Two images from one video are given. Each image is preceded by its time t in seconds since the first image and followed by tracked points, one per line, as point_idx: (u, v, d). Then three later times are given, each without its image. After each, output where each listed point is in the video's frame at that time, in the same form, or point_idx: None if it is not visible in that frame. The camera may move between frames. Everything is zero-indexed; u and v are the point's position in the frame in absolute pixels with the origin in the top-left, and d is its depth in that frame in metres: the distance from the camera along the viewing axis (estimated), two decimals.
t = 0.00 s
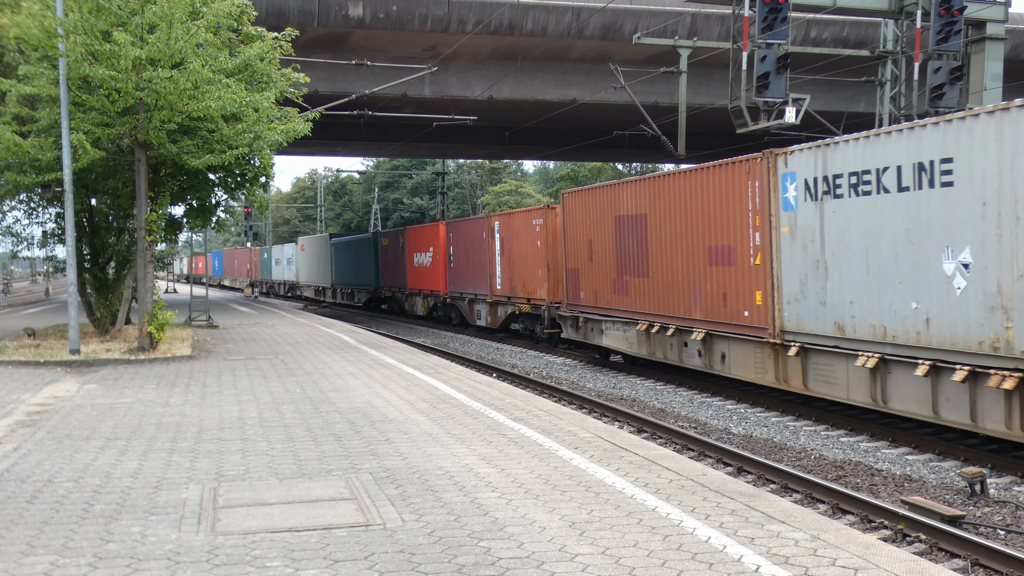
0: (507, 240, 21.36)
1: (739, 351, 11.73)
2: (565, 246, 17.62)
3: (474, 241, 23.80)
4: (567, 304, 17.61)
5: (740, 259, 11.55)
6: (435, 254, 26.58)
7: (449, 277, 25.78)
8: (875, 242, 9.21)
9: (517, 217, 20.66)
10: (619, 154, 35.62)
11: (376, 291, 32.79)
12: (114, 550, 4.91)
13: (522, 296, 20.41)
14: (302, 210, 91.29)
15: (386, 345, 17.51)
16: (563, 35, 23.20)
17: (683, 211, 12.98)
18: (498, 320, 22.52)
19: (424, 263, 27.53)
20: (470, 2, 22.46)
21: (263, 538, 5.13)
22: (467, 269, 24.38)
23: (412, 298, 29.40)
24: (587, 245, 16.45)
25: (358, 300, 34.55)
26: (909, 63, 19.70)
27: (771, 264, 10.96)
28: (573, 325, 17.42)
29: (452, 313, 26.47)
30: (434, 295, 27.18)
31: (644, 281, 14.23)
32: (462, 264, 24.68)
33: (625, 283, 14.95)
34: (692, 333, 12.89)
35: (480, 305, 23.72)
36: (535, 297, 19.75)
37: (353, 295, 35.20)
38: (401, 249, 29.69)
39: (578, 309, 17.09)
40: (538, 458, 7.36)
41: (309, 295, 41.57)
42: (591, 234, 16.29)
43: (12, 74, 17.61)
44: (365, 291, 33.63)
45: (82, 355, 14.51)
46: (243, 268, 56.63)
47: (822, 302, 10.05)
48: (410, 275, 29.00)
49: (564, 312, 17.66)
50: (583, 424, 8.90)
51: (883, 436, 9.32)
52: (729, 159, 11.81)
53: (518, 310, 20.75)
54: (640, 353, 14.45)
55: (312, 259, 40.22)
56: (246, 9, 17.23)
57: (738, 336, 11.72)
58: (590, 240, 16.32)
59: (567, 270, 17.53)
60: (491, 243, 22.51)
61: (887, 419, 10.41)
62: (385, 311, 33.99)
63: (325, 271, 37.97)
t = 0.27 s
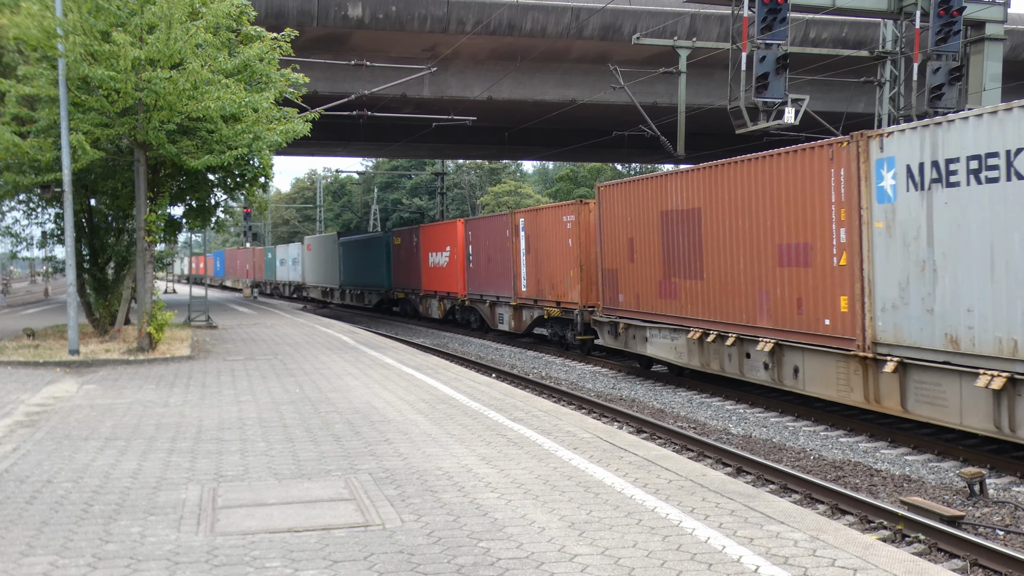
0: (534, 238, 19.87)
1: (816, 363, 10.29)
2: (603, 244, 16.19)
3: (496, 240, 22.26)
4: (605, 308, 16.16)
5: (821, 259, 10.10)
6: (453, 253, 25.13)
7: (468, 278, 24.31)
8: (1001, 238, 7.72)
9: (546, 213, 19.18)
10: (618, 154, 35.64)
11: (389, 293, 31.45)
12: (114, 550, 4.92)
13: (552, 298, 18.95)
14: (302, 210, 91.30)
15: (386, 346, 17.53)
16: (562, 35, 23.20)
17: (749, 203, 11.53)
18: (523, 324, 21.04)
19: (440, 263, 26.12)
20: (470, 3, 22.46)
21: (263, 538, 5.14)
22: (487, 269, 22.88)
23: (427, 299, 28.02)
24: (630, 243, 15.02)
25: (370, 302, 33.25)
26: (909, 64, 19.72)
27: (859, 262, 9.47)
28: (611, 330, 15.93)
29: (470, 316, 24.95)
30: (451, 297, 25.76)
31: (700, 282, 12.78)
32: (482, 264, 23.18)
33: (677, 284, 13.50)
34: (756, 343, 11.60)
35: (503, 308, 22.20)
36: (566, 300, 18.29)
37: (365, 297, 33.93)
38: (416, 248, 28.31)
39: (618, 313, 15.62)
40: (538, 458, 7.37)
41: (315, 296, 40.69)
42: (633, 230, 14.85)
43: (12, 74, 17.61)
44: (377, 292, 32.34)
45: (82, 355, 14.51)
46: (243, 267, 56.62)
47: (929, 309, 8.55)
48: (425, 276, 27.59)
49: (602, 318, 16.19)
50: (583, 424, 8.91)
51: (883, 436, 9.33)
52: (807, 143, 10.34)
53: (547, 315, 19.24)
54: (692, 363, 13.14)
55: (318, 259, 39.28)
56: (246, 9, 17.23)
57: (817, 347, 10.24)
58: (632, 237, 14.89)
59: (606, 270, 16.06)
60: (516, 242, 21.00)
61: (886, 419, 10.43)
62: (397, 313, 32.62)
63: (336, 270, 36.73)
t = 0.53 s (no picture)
0: (565, 236, 18.30)
1: (918, 382, 8.76)
2: (646, 243, 14.67)
3: (521, 238, 20.64)
4: (649, 313, 14.64)
5: (928, 259, 8.58)
6: (474, 253, 23.60)
7: (490, 279, 22.73)
8: None
9: (579, 209, 17.61)
10: (618, 154, 35.64)
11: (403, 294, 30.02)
12: (114, 550, 4.92)
13: (585, 301, 17.39)
14: (302, 210, 91.30)
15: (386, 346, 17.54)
16: (562, 35, 23.20)
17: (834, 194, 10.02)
18: (551, 329, 19.46)
19: (460, 262, 24.63)
20: (470, 3, 22.45)
21: (263, 538, 5.14)
22: (512, 270, 21.30)
23: (445, 301, 26.54)
24: (679, 241, 13.50)
25: (383, 303, 31.84)
26: (909, 64, 19.73)
27: (982, 264, 7.88)
28: (657, 338, 14.34)
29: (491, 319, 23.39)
30: (472, 299, 24.22)
31: (770, 285, 11.27)
32: (506, 264, 21.60)
33: (739, 287, 11.99)
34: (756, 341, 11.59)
35: (529, 312, 20.59)
36: (601, 304, 16.75)
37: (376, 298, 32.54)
38: (433, 247, 26.85)
39: (665, 319, 14.08)
40: (538, 458, 7.37)
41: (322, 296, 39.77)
42: (684, 227, 13.33)
43: (12, 74, 17.62)
44: (390, 293, 30.92)
45: (82, 355, 14.51)
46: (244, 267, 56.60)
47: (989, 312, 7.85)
48: (443, 277, 26.09)
49: (646, 324, 14.59)
50: (583, 423, 8.91)
51: (883, 436, 9.33)
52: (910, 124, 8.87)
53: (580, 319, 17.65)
54: (756, 377, 11.59)
55: (326, 258, 38.32)
56: (246, 9, 17.23)
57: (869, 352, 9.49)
58: (683, 235, 13.36)
59: (650, 270, 14.54)
60: (544, 241, 19.37)
61: (885, 419, 10.43)
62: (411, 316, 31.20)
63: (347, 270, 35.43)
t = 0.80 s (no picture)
0: (603, 233, 16.47)
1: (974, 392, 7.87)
2: (700, 239, 12.87)
3: (551, 235, 18.79)
4: (704, 319, 12.82)
5: None
6: (497, 251, 21.88)
7: (515, 279, 20.87)
8: None
9: (621, 202, 15.75)
10: (619, 154, 35.63)
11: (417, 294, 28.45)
12: (114, 550, 4.91)
13: (626, 304, 15.55)
14: (302, 210, 91.30)
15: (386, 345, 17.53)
16: (563, 35, 23.20)
17: (942, 178, 8.19)
18: (586, 334, 17.58)
19: (482, 262, 22.89)
20: (470, 2, 22.45)
21: (263, 538, 5.13)
22: (539, 270, 19.43)
23: (464, 302, 24.84)
24: (742, 238, 11.67)
25: (397, 304, 30.30)
26: (909, 63, 19.71)
27: None
28: (717, 347, 12.38)
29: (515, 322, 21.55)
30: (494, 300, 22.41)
31: (860, 289, 9.37)
32: (532, 264, 19.79)
33: (819, 290, 10.09)
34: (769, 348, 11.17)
35: (559, 315, 18.71)
36: (645, 309, 14.88)
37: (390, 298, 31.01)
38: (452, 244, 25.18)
39: (725, 326, 12.21)
40: (539, 458, 7.36)
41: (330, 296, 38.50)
42: (749, 221, 11.48)
43: (12, 74, 17.62)
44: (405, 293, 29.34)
45: (82, 355, 14.50)
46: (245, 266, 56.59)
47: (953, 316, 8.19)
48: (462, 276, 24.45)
49: (703, 332, 12.71)
50: (583, 423, 8.90)
51: (883, 436, 9.32)
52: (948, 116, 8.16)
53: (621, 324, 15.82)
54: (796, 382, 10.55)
55: (334, 257, 37.09)
56: (246, 9, 17.23)
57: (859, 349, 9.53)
58: (748, 231, 11.51)
59: (704, 272, 12.74)
60: (579, 238, 17.55)
61: (886, 418, 10.42)
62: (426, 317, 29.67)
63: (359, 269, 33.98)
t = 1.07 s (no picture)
0: (647, 230, 14.90)
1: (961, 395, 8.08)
2: (766, 236, 11.23)
3: (585, 234, 17.21)
4: (771, 327, 11.16)
5: None
6: (523, 250, 20.36)
7: (544, 281, 19.32)
8: None
9: (671, 194, 14.15)
10: (618, 154, 35.64)
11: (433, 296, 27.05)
12: (114, 550, 4.91)
13: (676, 310, 14.10)
14: (302, 210, 91.32)
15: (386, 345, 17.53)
16: (562, 35, 23.20)
17: None
18: (626, 342, 16.00)
19: (506, 262, 21.37)
20: (470, 2, 22.45)
21: (263, 538, 5.13)
22: (571, 271, 17.89)
23: (484, 305, 23.37)
24: (823, 234, 10.03)
25: (411, 307, 28.87)
26: (908, 64, 19.73)
27: None
28: (790, 361, 10.69)
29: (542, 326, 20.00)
30: (519, 303, 20.86)
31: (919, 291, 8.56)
32: (563, 264, 18.25)
33: (923, 296, 8.48)
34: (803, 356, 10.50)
35: (593, 320, 17.11)
36: (700, 315, 13.35)
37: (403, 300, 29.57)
38: (472, 244, 23.80)
39: (797, 336, 10.65)
40: (538, 458, 7.37)
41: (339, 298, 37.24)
42: (831, 216, 9.86)
43: (12, 75, 17.62)
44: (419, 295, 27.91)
45: (82, 355, 14.50)
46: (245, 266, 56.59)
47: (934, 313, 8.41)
48: (484, 278, 22.98)
49: (770, 342, 11.08)
50: (583, 423, 8.91)
51: (883, 436, 9.33)
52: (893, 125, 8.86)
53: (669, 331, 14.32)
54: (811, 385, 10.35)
55: (342, 257, 35.85)
56: (246, 9, 17.23)
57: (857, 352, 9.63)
58: (829, 227, 9.89)
59: (771, 273, 11.15)
60: (617, 237, 15.97)
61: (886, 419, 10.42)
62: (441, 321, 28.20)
63: (370, 270, 32.61)
